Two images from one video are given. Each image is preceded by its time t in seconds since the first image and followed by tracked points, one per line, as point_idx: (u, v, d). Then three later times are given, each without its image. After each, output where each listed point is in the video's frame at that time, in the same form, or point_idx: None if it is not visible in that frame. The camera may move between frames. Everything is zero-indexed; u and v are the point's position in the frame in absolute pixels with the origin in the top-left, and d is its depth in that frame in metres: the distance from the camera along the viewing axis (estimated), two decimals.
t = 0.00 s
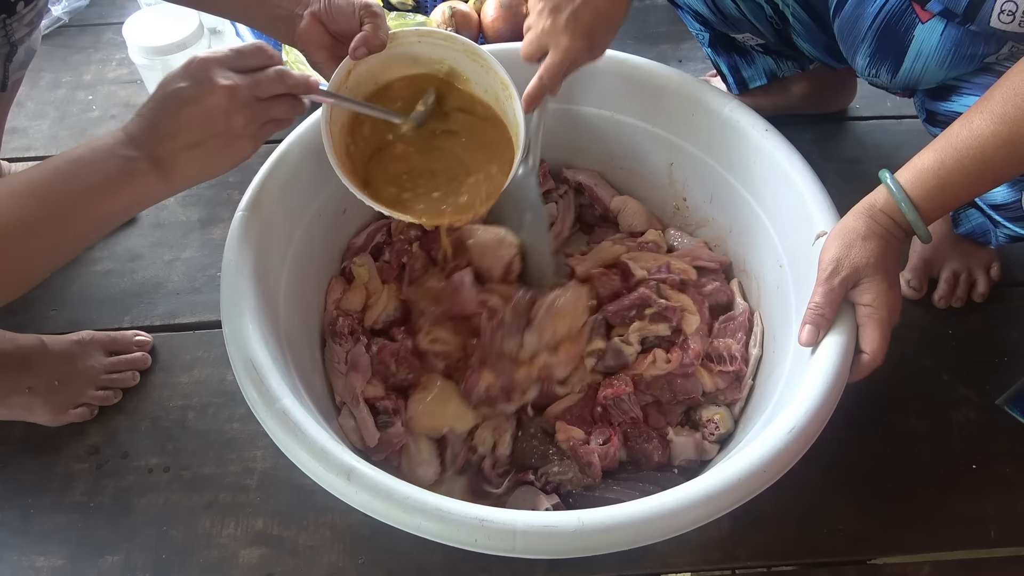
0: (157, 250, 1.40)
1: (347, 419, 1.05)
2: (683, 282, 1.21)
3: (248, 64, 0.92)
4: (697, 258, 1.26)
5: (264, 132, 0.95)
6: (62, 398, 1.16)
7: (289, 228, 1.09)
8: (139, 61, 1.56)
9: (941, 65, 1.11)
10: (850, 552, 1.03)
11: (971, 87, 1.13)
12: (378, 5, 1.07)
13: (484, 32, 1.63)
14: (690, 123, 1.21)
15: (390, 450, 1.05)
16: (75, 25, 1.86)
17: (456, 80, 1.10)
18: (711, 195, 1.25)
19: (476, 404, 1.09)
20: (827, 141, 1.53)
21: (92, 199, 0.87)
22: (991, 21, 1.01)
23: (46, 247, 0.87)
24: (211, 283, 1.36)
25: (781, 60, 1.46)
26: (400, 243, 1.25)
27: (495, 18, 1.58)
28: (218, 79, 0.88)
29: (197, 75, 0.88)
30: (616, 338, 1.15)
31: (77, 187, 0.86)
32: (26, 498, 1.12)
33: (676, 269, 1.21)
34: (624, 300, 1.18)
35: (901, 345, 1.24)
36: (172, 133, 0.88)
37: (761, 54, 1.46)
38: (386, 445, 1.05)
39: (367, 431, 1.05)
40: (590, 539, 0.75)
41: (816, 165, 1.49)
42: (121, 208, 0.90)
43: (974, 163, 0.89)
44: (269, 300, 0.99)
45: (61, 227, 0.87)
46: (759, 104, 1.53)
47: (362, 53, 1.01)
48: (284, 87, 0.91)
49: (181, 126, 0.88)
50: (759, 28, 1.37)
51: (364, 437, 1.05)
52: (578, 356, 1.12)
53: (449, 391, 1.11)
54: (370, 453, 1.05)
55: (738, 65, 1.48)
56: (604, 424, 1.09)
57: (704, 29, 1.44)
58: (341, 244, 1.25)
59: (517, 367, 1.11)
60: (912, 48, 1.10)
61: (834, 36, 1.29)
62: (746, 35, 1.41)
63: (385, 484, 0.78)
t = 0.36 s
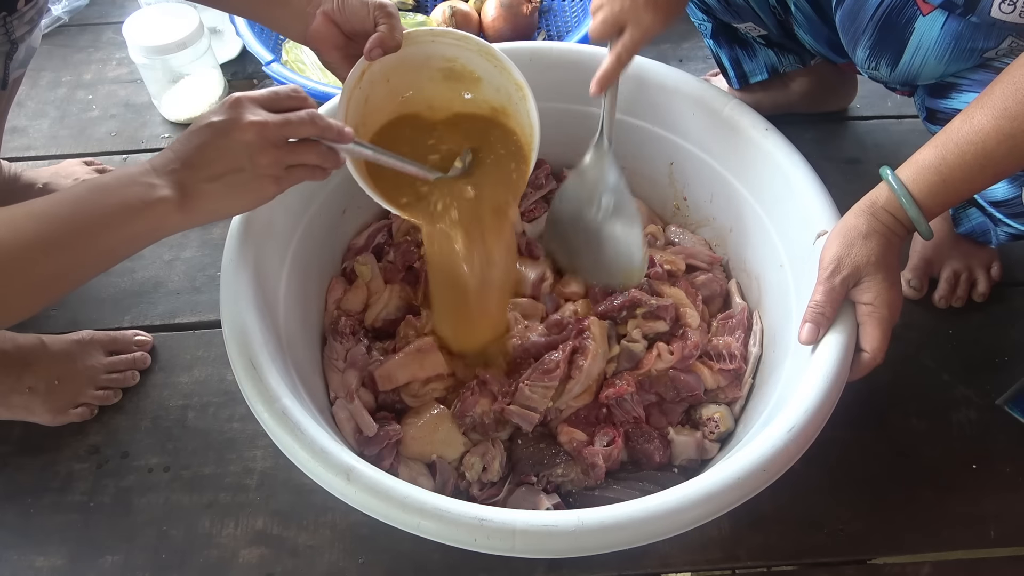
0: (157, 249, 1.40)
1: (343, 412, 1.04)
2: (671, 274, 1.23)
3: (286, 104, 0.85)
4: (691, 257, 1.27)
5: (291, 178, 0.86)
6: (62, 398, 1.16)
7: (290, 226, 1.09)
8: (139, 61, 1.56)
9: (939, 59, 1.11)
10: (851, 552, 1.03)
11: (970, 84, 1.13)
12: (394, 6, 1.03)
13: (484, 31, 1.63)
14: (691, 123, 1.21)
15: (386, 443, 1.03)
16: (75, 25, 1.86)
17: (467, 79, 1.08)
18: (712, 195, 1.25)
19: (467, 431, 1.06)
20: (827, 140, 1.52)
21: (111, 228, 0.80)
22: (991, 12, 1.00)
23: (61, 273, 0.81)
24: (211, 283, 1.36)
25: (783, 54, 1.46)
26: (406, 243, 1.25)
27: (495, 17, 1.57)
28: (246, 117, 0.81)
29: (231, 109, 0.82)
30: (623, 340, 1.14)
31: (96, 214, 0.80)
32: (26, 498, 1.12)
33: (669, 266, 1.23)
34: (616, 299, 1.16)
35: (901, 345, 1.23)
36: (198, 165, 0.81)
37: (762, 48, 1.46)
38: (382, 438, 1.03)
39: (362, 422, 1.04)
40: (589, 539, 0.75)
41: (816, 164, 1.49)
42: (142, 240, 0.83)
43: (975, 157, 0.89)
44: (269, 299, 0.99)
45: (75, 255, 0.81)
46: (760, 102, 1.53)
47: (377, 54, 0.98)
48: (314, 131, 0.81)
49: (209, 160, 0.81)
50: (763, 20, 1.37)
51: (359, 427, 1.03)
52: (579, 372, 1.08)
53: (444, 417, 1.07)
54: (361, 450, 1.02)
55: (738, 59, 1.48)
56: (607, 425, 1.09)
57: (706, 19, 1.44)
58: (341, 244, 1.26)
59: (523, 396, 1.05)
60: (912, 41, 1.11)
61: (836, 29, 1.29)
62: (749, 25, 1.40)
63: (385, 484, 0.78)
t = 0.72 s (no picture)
0: (157, 249, 1.40)
1: (343, 413, 1.04)
2: (667, 273, 1.22)
3: (269, 67, 0.91)
4: (692, 257, 1.27)
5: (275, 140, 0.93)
6: (61, 398, 1.16)
7: (289, 226, 1.09)
8: (139, 61, 1.56)
9: (941, 60, 1.11)
10: (851, 552, 1.03)
11: (972, 84, 1.13)
12: None
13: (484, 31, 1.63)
14: (692, 122, 1.20)
15: (385, 443, 1.02)
16: (74, 24, 1.85)
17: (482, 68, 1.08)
18: (712, 196, 1.25)
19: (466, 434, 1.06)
20: (828, 140, 1.52)
21: (89, 197, 0.88)
22: (992, 10, 1.00)
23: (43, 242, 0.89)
24: (210, 282, 1.36)
25: (782, 56, 1.45)
26: (405, 244, 1.25)
27: (495, 17, 1.57)
28: (233, 86, 0.87)
29: (212, 76, 0.88)
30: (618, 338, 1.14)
31: (74, 185, 0.87)
32: (26, 498, 1.12)
33: (670, 263, 1.23)
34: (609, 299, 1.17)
35: (901, 345, 1.23)
36: (175, 137, 0.87)
37: (762, 50, 1.46)
38: (380, 438, 1.02)
39: (362, 422, 1.03)
40: (588, 539, 0.75)
41: (816, 164, 1.49)
42: (121, 210, 0.91)
43: (976, 157, 0.89)
44: (269, 299, 0.99)
45: (58, 224, 0.88)
46: (759, 101, 1.53)
47: (391, 48, 0.97)
48: (297, 97, 0.90)
49: (188, 129, 0.86)
50: (762, 24, 1.37)
51: (359, 429, 1.03)
52: (575, 369, 1.08)
53: (443, 417, 1.07)
54: (361, 450, 1.02)
55: (738, 61, 1.48)
56: (607, 424, 1.08)
57: (705, 22, 1.44)
58: (341, 244, 1.26)
59: (523, 398, 1.05)
60: (913, 41, 1.10)
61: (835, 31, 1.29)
62: (748, 28, 1.40)
63: (384, 484, 0.78)
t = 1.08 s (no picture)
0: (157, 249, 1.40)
1: (344, 413, 1.04)
2: (670, 273, 1.22)
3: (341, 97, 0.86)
4: (691, 257, 1.26)
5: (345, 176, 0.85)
6: (62, 398, 1.16)
7: (288, 228, 1.09)
8: (139, 62, 1.56)
9: (938, 53, 1.11)
10: (851, 552, 1.03)
11: (969, 83, 1.13)
12: None
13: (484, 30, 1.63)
14: (692, 122, 1.21)
15: (385, 443, 1.02)
16: (74, 25, 1.86)
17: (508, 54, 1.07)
18: (711, 195, 1.25)
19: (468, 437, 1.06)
20: (827, 139, 1.52)
21: (149, 234, 0.82)
22: (990, 6, 1.01)
23: (94, 279, 0.82)
24: (211, 282, 1.36)
25: (782, 52, 1.45)
26: (408, 253, 1.25)
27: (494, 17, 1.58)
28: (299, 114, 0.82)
29: (282, 108, 0.83)
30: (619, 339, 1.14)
31: (137, 219, 0.82)
32: (26, 498, 1.12)
33: (670, 263, 1.22)
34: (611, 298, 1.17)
35: (901, 344, 1.24)
36: (248, 168, 0.83)
37: (762, 47, 1.46)
38: (381, 438, 1.02)
39: (362, 422, 1.03)
40: (589, 539, 0.75)
41: (816, 163, 1.49)
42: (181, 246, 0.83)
43: (974, 155, 0.89)
44: (269, 299, 0.99)
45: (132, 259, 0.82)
46: (759, 101, 1.54)
47: (405, 35, 0.98)
48: (364, 122, 0.81)
49: (258, 161, 0.82)
50: (762, 19, 1.37)
51: (360, 429, 1.03)
52: (579, 373, 1.07)
53: (444, 420, 1.07)
54: (361, 450, 1.02)
55: (738, 58, 1.48)
56: (607, 424, 1.09)
57: (705, 19, 1.44)
58: (340, 248, 1.26)
59: (524, 400, 1.05)
60: (911, 35, 1.10)
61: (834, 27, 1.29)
62: (748, 24, 1.40)
63: (385, 483, 0.78)
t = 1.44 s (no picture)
0: (157, 249, 1.40)
1: (345, 413, 1.04)
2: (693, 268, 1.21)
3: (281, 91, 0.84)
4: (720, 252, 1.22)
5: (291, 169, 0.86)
6: (62, 397, 1.16)
7: (289, 227, 1.09)
8: (138, 61, 1.56)
9: (939, 52, 1.11)
10: (851, 552, 1.03)
11: (970, 83, 1.13)
12: (431, 8, 1.01)
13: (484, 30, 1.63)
14: (693, 122, 1.21)
15: (386, 443, 1.02)
16: (75, 24, 1.86)
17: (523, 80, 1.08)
18: (713, 196, 1.25)
19: (468, 429, 1.06)
20: (828, 140, 1.52)
21: (96, 235, 0.82)
22: (990, 4, 1.01)
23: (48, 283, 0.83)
24: (211, 282, 1.36)
25: (783, 51, 1.46)
26: (409, 252, 1.26)
27: (495, 17, 1.58)
28: (244, 110, 0.80)
29: (222, 103, 0.81)
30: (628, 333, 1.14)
31: (82, 221, 0.82)
32: (26, 497, 1.12)
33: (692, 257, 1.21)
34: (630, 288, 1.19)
35: (901, 344, 1.24)
36: (186, 167, 0.81)
37: (763, 45, 1.47)
38: (382, 438, 1.02)
39: (363, 422, 1.03)
40: (588, 538, 0.75)
41: (816, 164, 1.49)
42: (131, 244, 0.85)
43: (975, 155, 0.89)
44: (269, 299, 0.99)
45: (83, 259, 0.83)
46: (759, 101, 1.54)
47: (414, 61, 0.98)
48: (311, 120, 0.83)
49: (200, 160, 0.81)
50: (763, 16, 1.37)
51: (361, 429, 1.03)
52: (580, 381, 1.07)
53: (447, 413, 1.07)
54: (362, 449, 1.02)
55: (739, 57, 1.48)
56: (607, 424, 1.08)
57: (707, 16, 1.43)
58: (341, 248, 1.26)
59: (520, 396, 1.05)
60: (912, 31, 1.10)
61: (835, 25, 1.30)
62: (749, 21, 1.40)
63: (385, 482, 0.78)
